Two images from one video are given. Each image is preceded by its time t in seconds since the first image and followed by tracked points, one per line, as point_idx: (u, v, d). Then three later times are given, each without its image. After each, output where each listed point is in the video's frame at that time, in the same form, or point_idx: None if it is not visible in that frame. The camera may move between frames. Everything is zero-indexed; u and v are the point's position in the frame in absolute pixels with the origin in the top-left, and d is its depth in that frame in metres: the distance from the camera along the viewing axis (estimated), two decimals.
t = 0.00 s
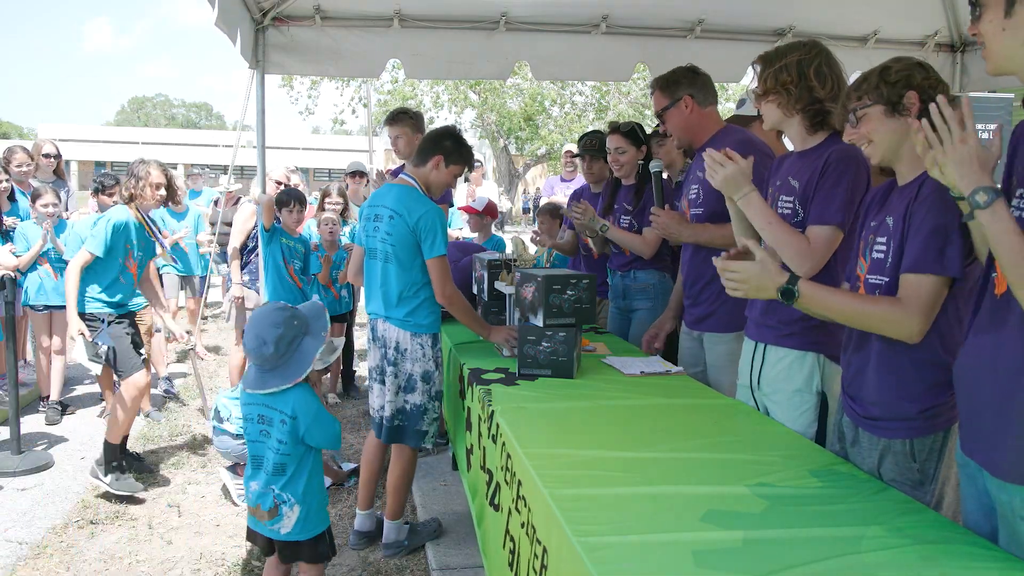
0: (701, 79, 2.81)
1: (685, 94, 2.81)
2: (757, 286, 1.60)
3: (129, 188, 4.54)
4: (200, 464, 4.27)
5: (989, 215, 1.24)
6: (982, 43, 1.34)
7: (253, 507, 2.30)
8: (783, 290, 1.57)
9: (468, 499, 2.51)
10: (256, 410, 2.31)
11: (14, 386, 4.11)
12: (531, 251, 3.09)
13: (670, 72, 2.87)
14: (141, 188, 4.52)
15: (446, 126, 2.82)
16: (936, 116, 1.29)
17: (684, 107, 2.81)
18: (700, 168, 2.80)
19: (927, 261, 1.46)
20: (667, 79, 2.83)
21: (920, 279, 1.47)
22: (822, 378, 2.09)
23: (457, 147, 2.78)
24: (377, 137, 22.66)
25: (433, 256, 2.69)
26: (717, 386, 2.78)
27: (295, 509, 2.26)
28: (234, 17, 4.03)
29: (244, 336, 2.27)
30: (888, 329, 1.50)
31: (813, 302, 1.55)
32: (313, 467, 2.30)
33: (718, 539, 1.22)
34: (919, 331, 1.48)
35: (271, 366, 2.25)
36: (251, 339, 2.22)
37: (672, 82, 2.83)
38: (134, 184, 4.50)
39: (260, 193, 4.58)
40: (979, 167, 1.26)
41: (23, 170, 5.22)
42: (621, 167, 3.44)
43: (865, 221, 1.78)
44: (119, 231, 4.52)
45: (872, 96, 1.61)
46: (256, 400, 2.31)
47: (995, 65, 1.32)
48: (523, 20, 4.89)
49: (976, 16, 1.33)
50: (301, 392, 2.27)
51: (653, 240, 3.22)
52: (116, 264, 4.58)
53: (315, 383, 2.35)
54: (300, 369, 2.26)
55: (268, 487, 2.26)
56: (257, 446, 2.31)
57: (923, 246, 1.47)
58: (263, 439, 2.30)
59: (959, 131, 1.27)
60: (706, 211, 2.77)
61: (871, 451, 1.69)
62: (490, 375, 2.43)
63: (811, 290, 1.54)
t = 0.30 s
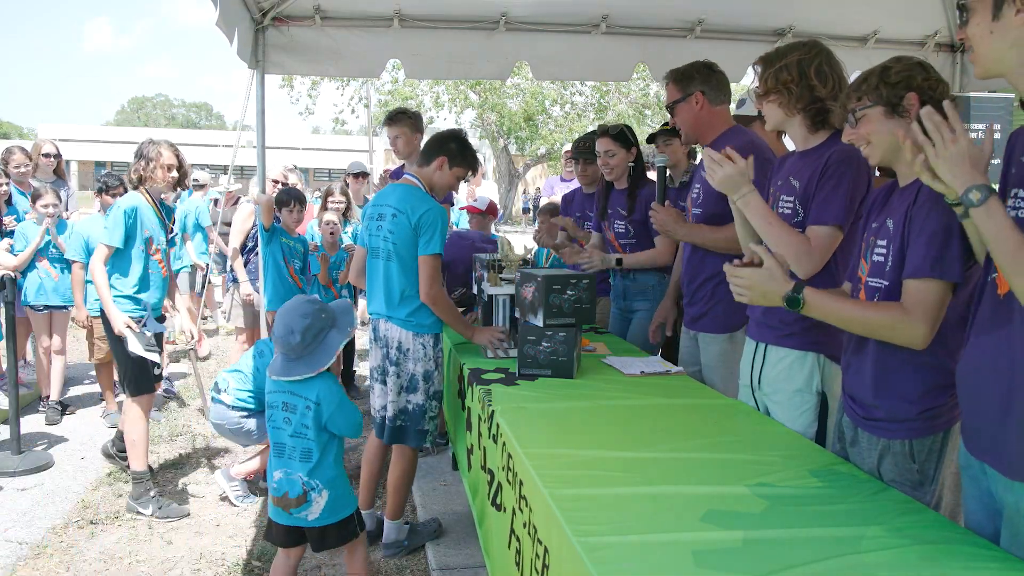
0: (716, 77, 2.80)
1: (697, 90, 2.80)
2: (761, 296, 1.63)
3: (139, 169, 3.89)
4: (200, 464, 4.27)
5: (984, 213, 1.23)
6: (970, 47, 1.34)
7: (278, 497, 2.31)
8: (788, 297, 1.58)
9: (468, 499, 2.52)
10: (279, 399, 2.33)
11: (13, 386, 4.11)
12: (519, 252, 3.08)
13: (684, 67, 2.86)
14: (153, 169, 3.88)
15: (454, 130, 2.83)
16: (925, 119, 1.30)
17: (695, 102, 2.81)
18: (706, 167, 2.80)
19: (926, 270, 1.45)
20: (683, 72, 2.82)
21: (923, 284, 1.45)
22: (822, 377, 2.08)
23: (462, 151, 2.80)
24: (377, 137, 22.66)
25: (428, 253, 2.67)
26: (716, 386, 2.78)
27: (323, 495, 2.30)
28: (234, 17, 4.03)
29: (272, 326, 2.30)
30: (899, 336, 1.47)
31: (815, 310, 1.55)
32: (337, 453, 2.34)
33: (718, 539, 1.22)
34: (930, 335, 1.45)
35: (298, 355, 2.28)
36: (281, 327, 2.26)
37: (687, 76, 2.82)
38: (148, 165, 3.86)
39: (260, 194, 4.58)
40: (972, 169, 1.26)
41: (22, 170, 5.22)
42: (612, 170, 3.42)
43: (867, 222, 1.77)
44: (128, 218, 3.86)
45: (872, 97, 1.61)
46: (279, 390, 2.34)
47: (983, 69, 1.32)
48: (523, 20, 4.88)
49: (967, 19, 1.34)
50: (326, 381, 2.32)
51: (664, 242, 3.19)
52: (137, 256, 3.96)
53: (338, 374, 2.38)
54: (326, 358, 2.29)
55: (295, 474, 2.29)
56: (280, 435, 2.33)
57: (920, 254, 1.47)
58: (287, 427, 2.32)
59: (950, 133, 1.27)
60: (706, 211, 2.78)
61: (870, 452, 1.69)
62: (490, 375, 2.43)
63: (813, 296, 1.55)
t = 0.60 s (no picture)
0: (721, 75, 2.79)
1: (701, 88, 2.80)
2: (767, 319, 1.69)
3: (149, 163, 3.47)
4: (200, 464, 4.27)
5: (984, 216, 1.23)
6: (976, 44, 1.34)
7: (332, 491, 2.32)
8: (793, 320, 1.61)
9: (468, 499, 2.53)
10: (331, 395, 2.31)
11: (13, 386, 4.11)
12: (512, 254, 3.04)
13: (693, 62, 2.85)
14: (167, 163, 3.46)
15: (452, 129, 2.82)
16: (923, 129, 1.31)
17: (699, 99, 2.80)
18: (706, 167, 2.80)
19: (922, 278, 1.44)
20: (689, 69, 2.82)
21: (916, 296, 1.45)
22: (822, 378, 2.08)
23: (460, 150, 2.78)
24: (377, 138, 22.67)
25: (423, 247, 2.66)
26: (714, 386, 2.78)
27: (378, 487, 2.34)
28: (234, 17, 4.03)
29: (326, 321, 2.28)
30: (906, 349, 1.46)
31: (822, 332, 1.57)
32: (389, 444, 2.38)
33: (719, 539, 1.22)
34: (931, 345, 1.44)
35: (355, 348, 2.28)
36: (340, 322, 2.25)
37: (692, 72, 2.81)
38: (163, 160, 3.44)
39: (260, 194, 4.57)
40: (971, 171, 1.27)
41: (22, 170, 5.23)
42: (594, 178, 3.35)
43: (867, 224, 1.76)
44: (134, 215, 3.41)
45: (859, 100, 1.62)
46: (330, 386, 2.32)
47: (988, 65, 1.33)
48: (523, 20, 4.89)
49: (971, 16, 1.33)
50: (381, 375, 2.33)
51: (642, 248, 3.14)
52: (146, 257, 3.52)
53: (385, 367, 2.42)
54: (383, 351, 2.33)
55: (352, 468, 2.30)
56: (332, 431, 2.31)
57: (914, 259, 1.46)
58: (340, 423, 2.30)
59: (947, 140, 1.29)
60: (703, 211, 2.78)
61: (869, 452, 1.69)
62: (490, 375, 2.44)
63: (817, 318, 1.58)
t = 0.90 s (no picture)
0: (724, 75, 2.79)
1: (703, 88, 2.79)
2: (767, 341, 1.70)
3: (179, 164, 3.30)
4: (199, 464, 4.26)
5: (994, 213, 1.24)
6: (981, 40, 1.34)
7: (364, 486, 2.32)
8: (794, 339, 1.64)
9: (467, 499, 2.53)
10: (371, 392, 2.31)
11: (14, 386, 4.10)
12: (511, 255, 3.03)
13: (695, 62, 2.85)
14: (199, 166, 3.31)
15: (439, 134, 2.83)
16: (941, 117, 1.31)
17: (700, 100, 2.80)
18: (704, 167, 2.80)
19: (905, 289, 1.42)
20: (690, 68, 2.81)
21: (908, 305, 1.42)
22: (821, 378, 2.08)
23: (449, 154, 2.79)
24: (377, 138, 22.66)
25: (427, 241, 2.67)
26: (711, 386, 2.78)
27: (410, 481, 2.36)
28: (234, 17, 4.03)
29: (368, 319, 2.28)
30: (902, 359, 1.44)
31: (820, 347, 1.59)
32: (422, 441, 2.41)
33: (719, 539, 1.22)
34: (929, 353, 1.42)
35: (399, 342, 2.30)
36: (384, 318, 2.26)
37: (694, 72, 2.80)
38: (193, 164, 3.29)
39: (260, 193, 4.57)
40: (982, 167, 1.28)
41: (22, 170, 5.23)
42: (575, 193, 3.19)
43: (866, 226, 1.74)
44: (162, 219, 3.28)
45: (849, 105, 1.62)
46: (369, 383, 2.32)
47: (994, 62, 1.33)
48: (522, 20, 4.89)
49: (976, 12, 1.33)
50: (420, 371, 2.36)
51: (619, 262, 2.98)
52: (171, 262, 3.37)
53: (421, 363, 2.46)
54: (424, 344, 2.36)
55: (386, 464, 2.32)
56: (370, 427, 2.31)
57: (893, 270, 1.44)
58: (379, 419, 2.31)
59: (962, 133, 1.29)
60: (702, 210, 2.78)
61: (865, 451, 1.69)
62: (490, 375, 2.44)
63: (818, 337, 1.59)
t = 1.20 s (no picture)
0: (727, 75, 2.81)
1: (707, 87, 2.80)
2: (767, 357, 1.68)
3: (211, 159, 3.17)
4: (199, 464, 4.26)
5: (988, 218, 1.24)
6: (983, 39, 1.34)
7: (367, 486, 2.32)
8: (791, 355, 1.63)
9: (466, 501, 2.52)
10: (377, 393, 2.31)
11: (14, 386, 4.10)
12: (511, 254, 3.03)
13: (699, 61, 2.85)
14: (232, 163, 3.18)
15: (443, 148, 2.87)
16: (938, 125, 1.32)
17: (704, 99, 2.80)
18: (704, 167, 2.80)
19: (897, 294, 1.41)
20: (696, 66, 2.81)
21: (899, 313, 1.42)
22: (822, 378, 2.08)
23: (452, 166, 2.81)
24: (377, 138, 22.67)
25: (426, 243, 2.68)
26: (711, 386, 2.78)
27: (412, 480, 2.37)
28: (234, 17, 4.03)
29: (378, 319, 2.30)
30: (902, 366, 1.43)
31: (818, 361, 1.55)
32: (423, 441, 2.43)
33: (719, 539, 1.22)
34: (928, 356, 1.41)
35: (406, 344, 2.31)
36: (393, 317, 2.29)
37: (699, 71, 2.81)
38: (230, 159, 3.16)
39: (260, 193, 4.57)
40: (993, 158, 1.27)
41: (22, 170, 5.23)
42: (564, 205, 3.20)
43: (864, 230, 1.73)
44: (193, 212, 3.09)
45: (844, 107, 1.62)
46: (376, 384, 2.32)
47: (995, 61, 1.33)
48: (523, 20, 4.89)
49: (977, 11, 1.33)
50: (424, 371, 2.38)
51: (614, 272, 2.97)
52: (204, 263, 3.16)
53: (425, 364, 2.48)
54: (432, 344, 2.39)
55: (390, 463, 2.32)
56: (377, 428, 2.30)
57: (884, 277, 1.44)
58: (385, 420, 2.31)
59: (954, 139, 1.30)
60: (701, 210, 2.78)
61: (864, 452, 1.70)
62: (490, 375, 2.44)
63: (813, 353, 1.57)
